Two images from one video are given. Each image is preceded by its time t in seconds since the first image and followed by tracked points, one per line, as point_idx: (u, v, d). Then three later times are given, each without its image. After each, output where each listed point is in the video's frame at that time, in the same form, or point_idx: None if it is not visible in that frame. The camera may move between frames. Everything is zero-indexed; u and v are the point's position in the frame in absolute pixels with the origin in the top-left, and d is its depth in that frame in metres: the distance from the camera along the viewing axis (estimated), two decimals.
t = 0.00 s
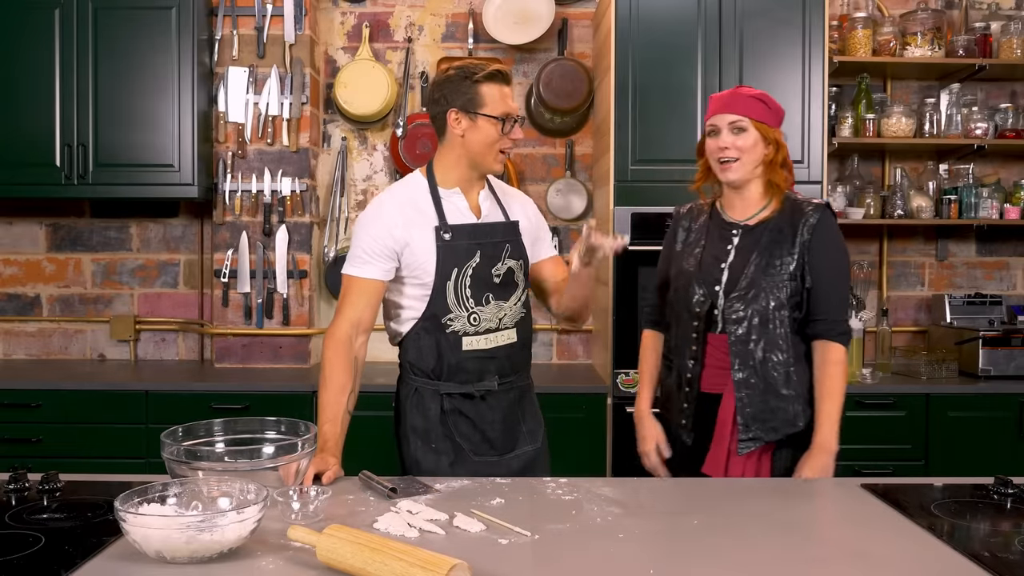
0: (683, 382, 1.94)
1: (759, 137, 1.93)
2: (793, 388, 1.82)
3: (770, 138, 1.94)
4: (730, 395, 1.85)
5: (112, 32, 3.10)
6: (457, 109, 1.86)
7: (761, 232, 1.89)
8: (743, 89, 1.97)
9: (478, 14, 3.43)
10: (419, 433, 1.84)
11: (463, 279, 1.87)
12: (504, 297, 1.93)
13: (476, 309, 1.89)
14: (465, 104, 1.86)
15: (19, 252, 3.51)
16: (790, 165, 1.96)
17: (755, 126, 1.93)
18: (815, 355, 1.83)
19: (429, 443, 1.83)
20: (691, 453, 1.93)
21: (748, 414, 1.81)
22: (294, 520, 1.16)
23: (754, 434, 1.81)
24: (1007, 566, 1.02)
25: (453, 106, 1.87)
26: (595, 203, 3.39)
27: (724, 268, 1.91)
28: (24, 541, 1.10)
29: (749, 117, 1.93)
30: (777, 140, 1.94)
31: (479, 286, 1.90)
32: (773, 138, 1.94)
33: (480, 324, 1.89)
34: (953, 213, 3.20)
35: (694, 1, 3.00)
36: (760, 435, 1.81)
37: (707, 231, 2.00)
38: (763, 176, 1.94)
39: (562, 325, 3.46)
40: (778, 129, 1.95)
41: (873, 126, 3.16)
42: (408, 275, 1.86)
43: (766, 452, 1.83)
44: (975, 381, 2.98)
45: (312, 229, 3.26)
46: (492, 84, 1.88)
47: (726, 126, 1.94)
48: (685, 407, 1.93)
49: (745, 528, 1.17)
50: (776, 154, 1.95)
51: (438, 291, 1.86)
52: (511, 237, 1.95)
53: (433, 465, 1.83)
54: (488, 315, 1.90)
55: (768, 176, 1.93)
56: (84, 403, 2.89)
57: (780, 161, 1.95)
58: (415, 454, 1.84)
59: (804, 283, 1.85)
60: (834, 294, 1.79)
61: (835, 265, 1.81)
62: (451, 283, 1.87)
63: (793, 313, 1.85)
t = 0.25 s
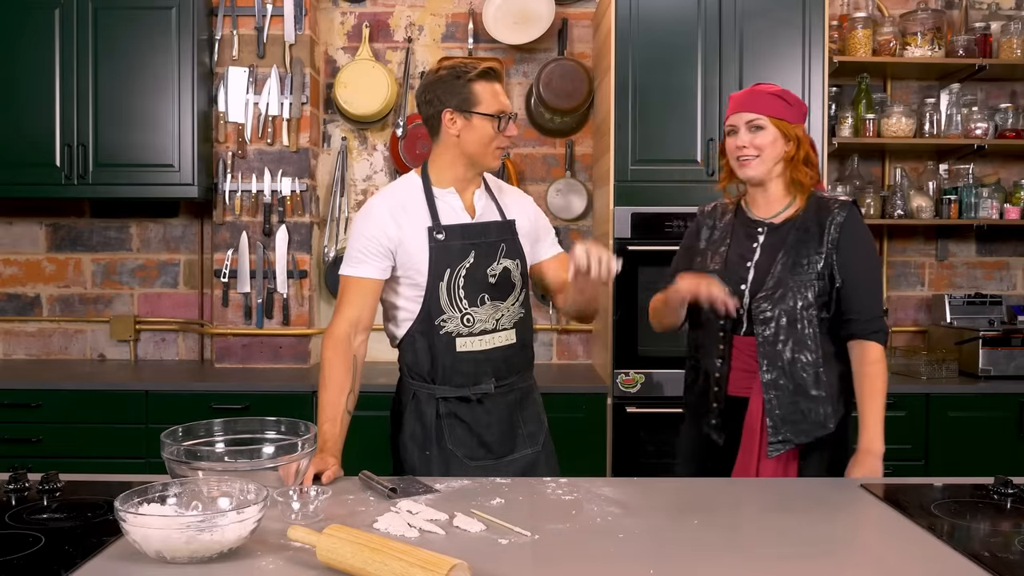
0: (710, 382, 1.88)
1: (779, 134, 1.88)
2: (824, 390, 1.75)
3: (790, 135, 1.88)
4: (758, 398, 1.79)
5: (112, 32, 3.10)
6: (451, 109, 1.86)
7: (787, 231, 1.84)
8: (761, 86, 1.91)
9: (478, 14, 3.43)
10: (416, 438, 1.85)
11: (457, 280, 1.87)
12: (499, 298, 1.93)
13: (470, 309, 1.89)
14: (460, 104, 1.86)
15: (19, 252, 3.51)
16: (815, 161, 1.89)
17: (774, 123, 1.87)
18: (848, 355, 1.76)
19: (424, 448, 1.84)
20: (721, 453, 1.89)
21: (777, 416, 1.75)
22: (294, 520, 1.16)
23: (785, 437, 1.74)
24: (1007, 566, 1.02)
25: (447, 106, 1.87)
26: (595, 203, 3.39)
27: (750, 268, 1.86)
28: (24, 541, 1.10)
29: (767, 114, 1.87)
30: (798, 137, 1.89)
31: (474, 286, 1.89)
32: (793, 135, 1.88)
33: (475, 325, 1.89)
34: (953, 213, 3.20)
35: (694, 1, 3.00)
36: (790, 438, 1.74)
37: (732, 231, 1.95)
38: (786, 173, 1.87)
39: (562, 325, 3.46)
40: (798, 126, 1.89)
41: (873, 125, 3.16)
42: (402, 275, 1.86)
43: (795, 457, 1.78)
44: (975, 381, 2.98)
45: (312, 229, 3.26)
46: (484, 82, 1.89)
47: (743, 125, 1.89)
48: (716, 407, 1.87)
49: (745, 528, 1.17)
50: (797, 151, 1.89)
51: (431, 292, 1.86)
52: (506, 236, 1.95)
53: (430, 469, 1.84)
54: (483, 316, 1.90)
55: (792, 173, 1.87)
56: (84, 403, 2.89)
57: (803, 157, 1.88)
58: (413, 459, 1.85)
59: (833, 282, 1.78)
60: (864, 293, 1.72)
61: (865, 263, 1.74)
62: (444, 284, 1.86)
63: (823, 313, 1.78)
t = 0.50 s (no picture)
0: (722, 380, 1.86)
1: (796, 134, 1.82)
2: (842, 391, 1.76)
3: (807, 135, 1.83)
4: (775, 398, 1.79)
5: (112, 32, 3.10)
6: (448, 112, 1.86)
7: (805, 232, 1.82)
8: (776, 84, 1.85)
9: (478, 14, 3.43)
10: (415, 442, 1.85)
11: (457, 283, 1.86)
12: (500, 300, 1.92)
13: (470, 313, 1.88)
14: (457, 106, 1.87)
15: (19, 252, 3.51)
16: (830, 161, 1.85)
17: (791, 123, 1.82)
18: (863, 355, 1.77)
19: (423, 452, 1.84)
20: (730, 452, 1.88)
21: (798, 418, 1.76)
22: (294, 520, 1.16)
23: (805, 439, 1.76)
24: (1007, 565, 1.02)
25: (445, 109, 1.87)
26: (595, 203, 3.39)
27: (769, 267, 1.84)
28: (24, 541, 1.10)
29: (784, 114, 1.81)
30: (815, 137, 1.84)
31: (474, 290, 1.88)
32: (809, 134, 1.83)
33: (475, 328, 1.88)
34: (953, 213, 3.20)
35: (694, 1, 3.00)
36: (810, 440, 1.76)
37: (745, 226, 1.91)
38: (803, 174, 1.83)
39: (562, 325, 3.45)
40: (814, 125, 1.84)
41: (873, 125, 3.16)
42: (401, 278, 1.86)
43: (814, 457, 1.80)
44: (975, 381, 2.98)
45: (312, 229, 3.26)
46: (480, 83, 1.89)
47: (760, 124, 1.82)
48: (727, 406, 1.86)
49: (745, 528, 1.17)
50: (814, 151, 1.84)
51: (430, 295, 1.85)
52: (505, 238, 1.94)
53: (430, 472, 1.84)
54: (483, 319, 1.89)
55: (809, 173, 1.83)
56: (84, 403, 2.89)
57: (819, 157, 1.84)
58: (412, 462, 1.85)
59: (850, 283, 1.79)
60: (883, 296, 1.73)
61: (884, 265, 1.75)
62: (444, 287, 1.86)
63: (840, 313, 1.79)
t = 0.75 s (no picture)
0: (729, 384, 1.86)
1: (795, 137, 1.80)
2: (844, 397, 1.77)
3: (807, 138, 1.80)
4: (780, 403, 1.79)
5: (112, 32, 3.10)
6: (455, 111, 1.87)
7: (809, 236, 1.82)
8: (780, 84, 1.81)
9: (478, 14, 3.43)
10: (417, 442, 1.85)
11: (462, 284, 1.86)
12: (504, 302, 1.92)
13: (475, 314, 1.88)
14: (462, 105, 1.88)
15: (19, 252, 3.51)
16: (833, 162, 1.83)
17: (790, 125, 1.79)
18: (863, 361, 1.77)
19: (426, 453, 1.84)
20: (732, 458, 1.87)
21: (799, 425, 1.76)
22: (294, 520, 1.16)
23: (806, 445, 1.76)
24: (1007, 566, 1.02)
25: (450, 108, 1.88)
26: (595, 203, 3.39)
27: (771, 272, 1.84)
28: (24, 541, 1.10)
29: (784, 117, 1.78)
30: (816, 139, 1.81)
31: (479, 291, 1.88)
32: (810, 137, 1.80)
33: (479, 329, 1.88)
34: (953, 213, 3.20)
35: (694, 1, 3.00)
36: (812, 446, 1.76)
37: (749, 227, 1.90)
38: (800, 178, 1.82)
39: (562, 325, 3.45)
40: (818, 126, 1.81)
41: (873, 125, 3.16)
42: (404, 277, 1.86)
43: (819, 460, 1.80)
44: (975, 381, 2.98)
45: (312, 229, 3.26)
46: (485, 82, 1.90)
47: (758, 126, 1.81)
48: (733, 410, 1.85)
49: (745, 528, 1.17)
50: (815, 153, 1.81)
51: (435, 296, 1.85)
52: (510, 239, 1.94)
53: (431, 472, 1.84)
54: (487, 321, 1.89)
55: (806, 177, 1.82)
56: (84, 403, 2.89)
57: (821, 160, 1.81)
58: (413, 462, 1.85)
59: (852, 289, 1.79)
60: (885, 302, 1.73)
61: (887, 271, 1.75)
62: (449, 288, 1.85)
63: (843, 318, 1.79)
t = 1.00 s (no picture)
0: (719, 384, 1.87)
1: (781, 140, 1.82)
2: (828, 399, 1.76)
3: (796, 141, 1.81)
4: (763, 403, 1.80)
5: (112, 32, 3.10)
6: (456, 111, 1.87)
7: (802, 238, 1.81)
8: (779, 83, 1.84)
9: (478, 14, 3.43)
10: (419, 441, 1.85)
11: (466, 284, 1.86)
12: (509, 302, 1.91)
13: (479, 314, 1.87)
14: (463, 105, 1.88)
15: (19, 252, 3.51)
16: (824, 168, 1.83)
17: (776, 128, 1.82)
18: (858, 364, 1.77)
19: (429, 453, 1.84)
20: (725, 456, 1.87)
21: (781, 427, 1.76)
22: (294, 520, 1.16)
23: (786, 446, 1.76)
24: (1007, 566, 1.02)
25: (451, 109, 1.88)
26: (595, 203, 3.39)
27: (760, 273, 1.84)
28: (24, 541, 1.10)
29: (768, 120, 1.82)
30: (805, 143, 1.81)
31: (483, 291, 1.88)
32: (800, 141, 1.81)
33: (483, 329, 1.87)
34: (953, 213, 3.20)
35: (694, 1, 3.00)
36: (792, 448, 1.76)
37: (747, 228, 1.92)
38: (787, 181, 1.84)
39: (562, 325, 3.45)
40: (809, 131, 1.81)
41: (873, 125, 3.16)
42: (407, 277, 1.85)
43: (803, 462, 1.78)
44: (975, 381, 2.98)
45: (312, 229, 3.26)
46: (487, 82, 1.89)
47: (747, 126, 1.87)
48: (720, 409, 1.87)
49: (745, 528, 1.17)
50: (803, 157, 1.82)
51: (440, 295, 1.84)
52: (513, 240, 1.94)
53: (433, 472, 1.84)
54: (492, 321, 1.88)
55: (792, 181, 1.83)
56: (84, 403, 2.89)
57: (808, 165, 1.82)
58: (415, 461, 1.85)
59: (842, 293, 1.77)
60: (877, 306, 1.73)
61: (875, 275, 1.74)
62: (452, 287, 1.85)
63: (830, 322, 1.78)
